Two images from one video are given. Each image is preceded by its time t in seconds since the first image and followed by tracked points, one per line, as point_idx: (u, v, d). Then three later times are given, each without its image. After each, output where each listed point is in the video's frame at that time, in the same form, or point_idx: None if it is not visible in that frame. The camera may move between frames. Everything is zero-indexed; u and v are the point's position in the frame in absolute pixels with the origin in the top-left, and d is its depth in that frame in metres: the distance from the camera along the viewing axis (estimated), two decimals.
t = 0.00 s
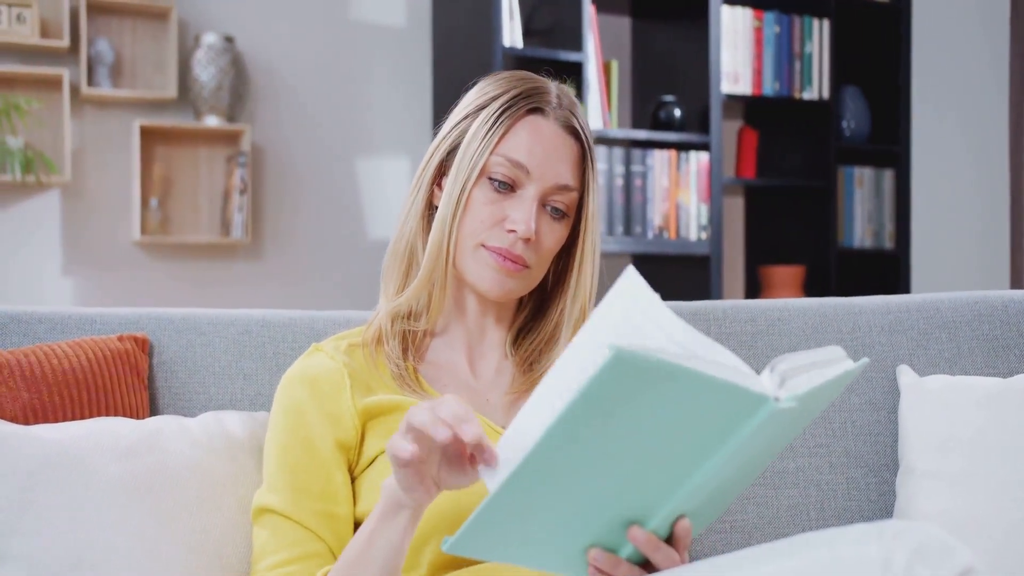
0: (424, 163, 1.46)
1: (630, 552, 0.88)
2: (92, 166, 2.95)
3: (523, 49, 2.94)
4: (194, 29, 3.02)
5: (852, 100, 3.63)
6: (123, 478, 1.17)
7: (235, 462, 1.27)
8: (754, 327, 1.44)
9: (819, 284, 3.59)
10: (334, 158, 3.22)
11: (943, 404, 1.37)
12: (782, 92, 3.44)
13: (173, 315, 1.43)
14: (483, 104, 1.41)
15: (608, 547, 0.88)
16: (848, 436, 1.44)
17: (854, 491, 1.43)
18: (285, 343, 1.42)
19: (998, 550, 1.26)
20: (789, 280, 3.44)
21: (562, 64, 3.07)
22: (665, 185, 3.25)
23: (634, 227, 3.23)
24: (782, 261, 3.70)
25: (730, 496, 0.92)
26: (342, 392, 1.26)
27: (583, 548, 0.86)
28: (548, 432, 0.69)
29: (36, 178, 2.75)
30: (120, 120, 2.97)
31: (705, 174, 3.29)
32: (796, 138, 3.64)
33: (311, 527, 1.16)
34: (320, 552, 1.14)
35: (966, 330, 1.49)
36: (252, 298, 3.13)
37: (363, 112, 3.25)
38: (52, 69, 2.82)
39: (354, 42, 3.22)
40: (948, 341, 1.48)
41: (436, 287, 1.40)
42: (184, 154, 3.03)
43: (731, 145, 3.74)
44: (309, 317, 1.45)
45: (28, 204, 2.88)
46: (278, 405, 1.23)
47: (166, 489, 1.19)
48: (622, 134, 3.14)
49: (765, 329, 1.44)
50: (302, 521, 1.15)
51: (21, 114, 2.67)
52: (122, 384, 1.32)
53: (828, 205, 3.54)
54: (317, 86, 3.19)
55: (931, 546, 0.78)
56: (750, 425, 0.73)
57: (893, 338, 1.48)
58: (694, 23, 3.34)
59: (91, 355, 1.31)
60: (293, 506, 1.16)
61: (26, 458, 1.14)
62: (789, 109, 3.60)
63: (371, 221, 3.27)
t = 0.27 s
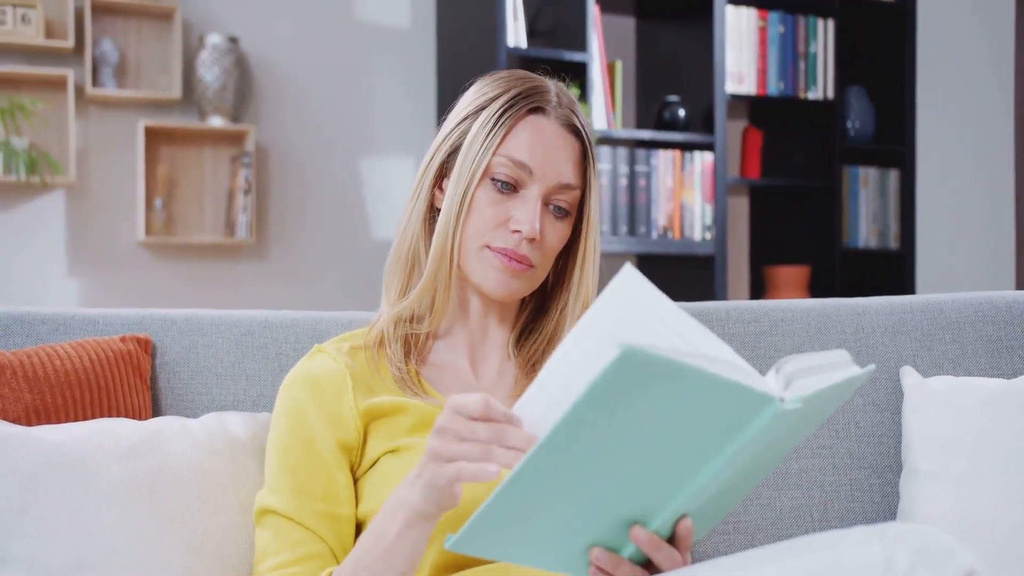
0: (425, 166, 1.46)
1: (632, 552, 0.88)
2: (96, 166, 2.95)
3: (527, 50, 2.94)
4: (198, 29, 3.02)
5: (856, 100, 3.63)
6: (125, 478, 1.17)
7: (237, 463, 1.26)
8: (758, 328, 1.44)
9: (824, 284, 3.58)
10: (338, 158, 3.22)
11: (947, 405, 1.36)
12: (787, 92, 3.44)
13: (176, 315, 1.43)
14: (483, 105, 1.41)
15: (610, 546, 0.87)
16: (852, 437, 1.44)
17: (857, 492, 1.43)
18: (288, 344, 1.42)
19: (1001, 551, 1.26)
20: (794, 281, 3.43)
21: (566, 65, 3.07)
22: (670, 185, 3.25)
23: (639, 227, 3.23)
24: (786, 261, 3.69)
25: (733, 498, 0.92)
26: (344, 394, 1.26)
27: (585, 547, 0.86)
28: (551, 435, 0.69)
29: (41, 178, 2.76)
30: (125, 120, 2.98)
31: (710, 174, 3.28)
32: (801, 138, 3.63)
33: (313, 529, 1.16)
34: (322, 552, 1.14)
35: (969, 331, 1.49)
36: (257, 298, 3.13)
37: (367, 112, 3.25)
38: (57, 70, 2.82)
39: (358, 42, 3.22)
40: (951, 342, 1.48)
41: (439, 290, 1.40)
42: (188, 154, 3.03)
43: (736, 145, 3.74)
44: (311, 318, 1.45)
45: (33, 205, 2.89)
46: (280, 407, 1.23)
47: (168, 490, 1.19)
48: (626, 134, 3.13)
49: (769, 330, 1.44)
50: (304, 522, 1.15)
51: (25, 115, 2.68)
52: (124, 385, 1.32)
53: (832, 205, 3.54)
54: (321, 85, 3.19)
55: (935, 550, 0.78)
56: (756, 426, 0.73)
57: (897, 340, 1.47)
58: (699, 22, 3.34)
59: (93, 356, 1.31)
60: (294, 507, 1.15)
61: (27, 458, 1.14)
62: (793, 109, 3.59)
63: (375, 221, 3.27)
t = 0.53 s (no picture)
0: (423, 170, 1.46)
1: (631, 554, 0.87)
2: (102, 166, 2.96)
3: (532, 50, 2.93)
4: (204, 30, 3.03)
5: (862, 99, 3.61)
6: (125, 481, 1.17)
7: (238, 466, 1.26)
8: (760, 330, 1.43)
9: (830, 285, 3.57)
10: (343, 158, 3.22)
11: (951, 407, 1.35)
12: (793, 92, 3.43)
13: (178, 317, 1.43)
14: (478, 105, 1.40)
15: (609, 547, 0.87)
16: (855, 439, 1.43)
17: (861, 495, 1.42)
18: (290, 345, 1.42)
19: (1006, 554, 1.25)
20: (798, 281, 3.43)
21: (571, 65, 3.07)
22: (675, 185, 3.24)
23: (644, 227, 3.22)
24: (792, 261, 3.68)
25: (740, 508, 0.90)
26: (344, 396, 1.26)
27: (584, 549, 0.86)
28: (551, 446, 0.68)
29: (47, 179, 2.76)
30: (130, 121, 2.98)
31: (715, 174, 3.27)
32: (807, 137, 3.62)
33: (312, 531, 1.15)
34: (320, 555, 1.14)
35: (973, 333, 1.48)
36: (262, 299, 3.13)
37: (373, 112, 3.25)
38: (63, 71, 2.83)
39: (363, 41, 3.22)
40: (955, 344, 1.47)
41: (441, 293, 1.39)
42: (194, 155, 3.03)
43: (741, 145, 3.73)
44: (313, 319, 1.45)
45: (39, 206, 2.89)
46: (280, 409, 1.22)
47: (168, 492, 1.19)
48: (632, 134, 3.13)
49: (772, 332, 1.44)
50: (303, 525, 1.15)
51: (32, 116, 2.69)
52: (125, 387, 1.32)
53: (838, 205, 3.52)
54: (326, 86, 3.19)
55: (936, 555, 0.75)
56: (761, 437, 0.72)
57: (900, 342, 1.46)
58: (704, 22, 3.33)
59: (95, 358, 1.32)
60: (294, 509, 1.15)
61: (27, 462, 1.14)
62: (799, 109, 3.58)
63: (380, 221, 3.27)
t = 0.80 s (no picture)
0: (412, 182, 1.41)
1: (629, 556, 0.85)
2: (107, 167, 2.96)
3: (536, 51, 2.93)
4: (209, 31, 3.03)
5: (868, 99, 3.58)
6: (124, 485, 1.17)
7: (238, 468, 1.26)
8: (764, 332, 1.42)
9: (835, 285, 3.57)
10: (349, 158, 3.22)
11: (954, 410, 1.34)
12: (798, 92, 3.42)
13: (179, 319, 1.43)
14: (461, 108, 1.36)
15: (607, 550, 0.85)
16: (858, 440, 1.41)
17: (864, 497, 1.40)
18: (291, 347, 1.42)
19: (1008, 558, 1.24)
20: (804, 283, 3.43)
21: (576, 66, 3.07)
22: (679, 186, 3.24)
23: (649, 228, 3.22)
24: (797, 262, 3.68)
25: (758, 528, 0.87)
26: (344, 399, 1.25)
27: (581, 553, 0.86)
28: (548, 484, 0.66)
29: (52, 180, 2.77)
30: (135, 122, 2.99)
31: (720, 175, 3.26)
32: (813, 137, 3.61)
33: (308, 532, 1.15)
34: (317, 557, 1.14)
35: (976, 335, 1.47)
36: (267, 300, 3.13)
37: (378, 112, 3.25)
38: (68, 72, 2.84)
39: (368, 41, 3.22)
40: (958, 346, 1.46)
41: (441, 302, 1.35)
42: (198, 156, 3.04)
43: (746, 145, 3.72)
44: (314, 322, 1.45)
45: (44, 207, 2.90)
46: (280, 411, 1.22)
47: (168, 495, 1.19)
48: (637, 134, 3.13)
49: (775, 334, 1.43)
50: (302, 527, 1.15)
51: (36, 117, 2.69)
52: (125, 389, 1.32)
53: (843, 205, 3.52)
54: (331, 86, 3.19)
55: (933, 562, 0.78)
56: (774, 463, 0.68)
57: (903, 344, 1.45)
58: (709, 22, 3.33)
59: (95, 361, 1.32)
60: (292, 511, 1.15)
61: (26, 465, 1.15)
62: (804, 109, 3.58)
63: (385, 222, 3.27)
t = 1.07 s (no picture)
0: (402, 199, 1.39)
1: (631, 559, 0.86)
2: (114, 167, 2.97)
3: (542, 50, 2.93)
4: (215, 31, 3.04)
5: (875, 100, 3.60)
6: (125, 485, 1.18)
7: (240, 468, 1.26)
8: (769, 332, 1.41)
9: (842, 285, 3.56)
10: (355, 158, 3.22)
11: (957, 411, 1.34)
12: (804, 92, 3.41)
13: (181, 319, 1.44)
14: (437, 114, 1.35)
15: (608, 555, 0.85)
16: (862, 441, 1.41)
17: (867, 498, 1.39)
18: (294, 347, 1.41)
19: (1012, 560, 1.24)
20: (811, 283, 3.42)
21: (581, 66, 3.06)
22: (686, 185, 3.23)
23: (655, 228, 3.21)
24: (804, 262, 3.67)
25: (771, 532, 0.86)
26: (344, 400, 1.25)
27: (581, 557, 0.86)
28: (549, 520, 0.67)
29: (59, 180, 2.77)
30: (142, 123, 2.99)
31: (726, 175, 3.26)
32: (820, 136, 3.59)
33: (308, 533, 1.15)
34: (316, 558, 1.14)
35: (981, 335, 1.46)
36: (274, 300, 3.13)
37: (384, 112, 3.24)
38: (75, 73, 2.84)
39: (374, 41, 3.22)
40: (964, 346, 1.46)
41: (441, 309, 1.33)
42: (205, 156, 3.04)
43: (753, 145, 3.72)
44: (317, 322, 1.45)
45: (52, 207, 2.91)
46: (280, 412, 1.22)
47: (168, 495, 1.19)
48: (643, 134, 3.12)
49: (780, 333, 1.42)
50: (300, 528, 1.15)
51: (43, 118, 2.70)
52: (127, 389, 1.32)
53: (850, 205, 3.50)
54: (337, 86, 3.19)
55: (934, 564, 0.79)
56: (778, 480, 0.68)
57: (908, 344, 1.45)
58: (715, 22, 3.32)
59: (97, 361, 1.32)
60: (290, 511, 1.15)
61: (28, 466, 1.15)
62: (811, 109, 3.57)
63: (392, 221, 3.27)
